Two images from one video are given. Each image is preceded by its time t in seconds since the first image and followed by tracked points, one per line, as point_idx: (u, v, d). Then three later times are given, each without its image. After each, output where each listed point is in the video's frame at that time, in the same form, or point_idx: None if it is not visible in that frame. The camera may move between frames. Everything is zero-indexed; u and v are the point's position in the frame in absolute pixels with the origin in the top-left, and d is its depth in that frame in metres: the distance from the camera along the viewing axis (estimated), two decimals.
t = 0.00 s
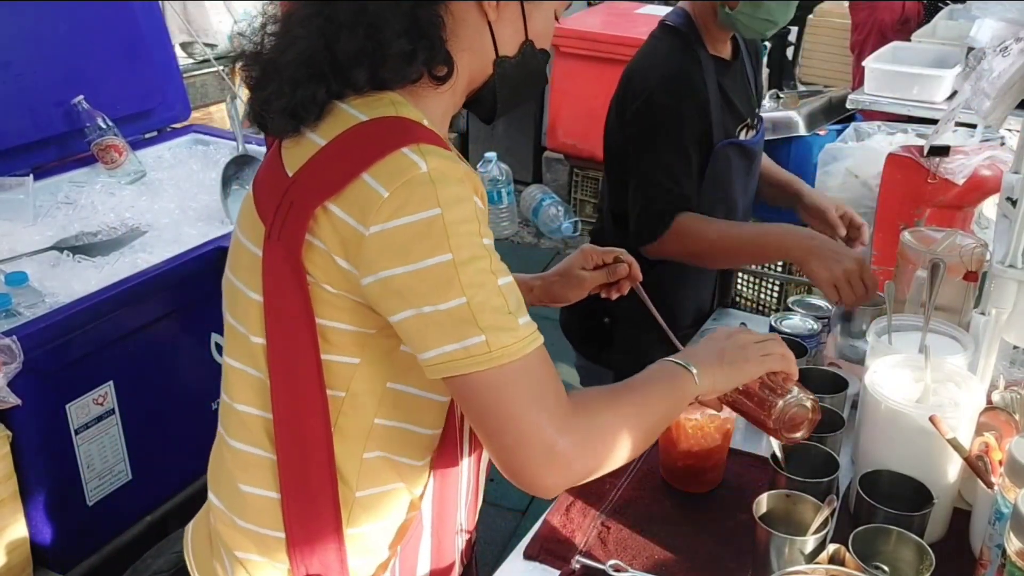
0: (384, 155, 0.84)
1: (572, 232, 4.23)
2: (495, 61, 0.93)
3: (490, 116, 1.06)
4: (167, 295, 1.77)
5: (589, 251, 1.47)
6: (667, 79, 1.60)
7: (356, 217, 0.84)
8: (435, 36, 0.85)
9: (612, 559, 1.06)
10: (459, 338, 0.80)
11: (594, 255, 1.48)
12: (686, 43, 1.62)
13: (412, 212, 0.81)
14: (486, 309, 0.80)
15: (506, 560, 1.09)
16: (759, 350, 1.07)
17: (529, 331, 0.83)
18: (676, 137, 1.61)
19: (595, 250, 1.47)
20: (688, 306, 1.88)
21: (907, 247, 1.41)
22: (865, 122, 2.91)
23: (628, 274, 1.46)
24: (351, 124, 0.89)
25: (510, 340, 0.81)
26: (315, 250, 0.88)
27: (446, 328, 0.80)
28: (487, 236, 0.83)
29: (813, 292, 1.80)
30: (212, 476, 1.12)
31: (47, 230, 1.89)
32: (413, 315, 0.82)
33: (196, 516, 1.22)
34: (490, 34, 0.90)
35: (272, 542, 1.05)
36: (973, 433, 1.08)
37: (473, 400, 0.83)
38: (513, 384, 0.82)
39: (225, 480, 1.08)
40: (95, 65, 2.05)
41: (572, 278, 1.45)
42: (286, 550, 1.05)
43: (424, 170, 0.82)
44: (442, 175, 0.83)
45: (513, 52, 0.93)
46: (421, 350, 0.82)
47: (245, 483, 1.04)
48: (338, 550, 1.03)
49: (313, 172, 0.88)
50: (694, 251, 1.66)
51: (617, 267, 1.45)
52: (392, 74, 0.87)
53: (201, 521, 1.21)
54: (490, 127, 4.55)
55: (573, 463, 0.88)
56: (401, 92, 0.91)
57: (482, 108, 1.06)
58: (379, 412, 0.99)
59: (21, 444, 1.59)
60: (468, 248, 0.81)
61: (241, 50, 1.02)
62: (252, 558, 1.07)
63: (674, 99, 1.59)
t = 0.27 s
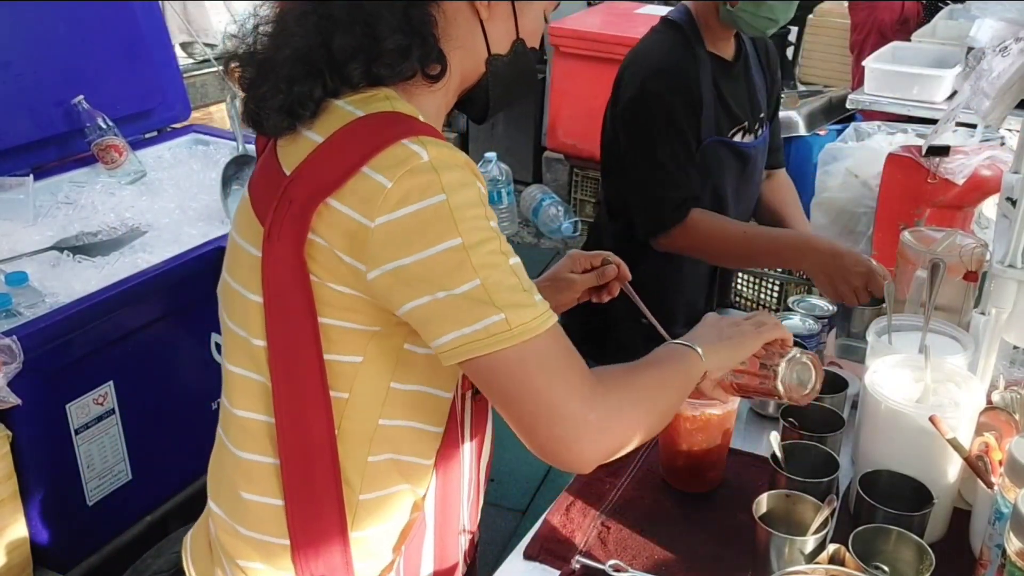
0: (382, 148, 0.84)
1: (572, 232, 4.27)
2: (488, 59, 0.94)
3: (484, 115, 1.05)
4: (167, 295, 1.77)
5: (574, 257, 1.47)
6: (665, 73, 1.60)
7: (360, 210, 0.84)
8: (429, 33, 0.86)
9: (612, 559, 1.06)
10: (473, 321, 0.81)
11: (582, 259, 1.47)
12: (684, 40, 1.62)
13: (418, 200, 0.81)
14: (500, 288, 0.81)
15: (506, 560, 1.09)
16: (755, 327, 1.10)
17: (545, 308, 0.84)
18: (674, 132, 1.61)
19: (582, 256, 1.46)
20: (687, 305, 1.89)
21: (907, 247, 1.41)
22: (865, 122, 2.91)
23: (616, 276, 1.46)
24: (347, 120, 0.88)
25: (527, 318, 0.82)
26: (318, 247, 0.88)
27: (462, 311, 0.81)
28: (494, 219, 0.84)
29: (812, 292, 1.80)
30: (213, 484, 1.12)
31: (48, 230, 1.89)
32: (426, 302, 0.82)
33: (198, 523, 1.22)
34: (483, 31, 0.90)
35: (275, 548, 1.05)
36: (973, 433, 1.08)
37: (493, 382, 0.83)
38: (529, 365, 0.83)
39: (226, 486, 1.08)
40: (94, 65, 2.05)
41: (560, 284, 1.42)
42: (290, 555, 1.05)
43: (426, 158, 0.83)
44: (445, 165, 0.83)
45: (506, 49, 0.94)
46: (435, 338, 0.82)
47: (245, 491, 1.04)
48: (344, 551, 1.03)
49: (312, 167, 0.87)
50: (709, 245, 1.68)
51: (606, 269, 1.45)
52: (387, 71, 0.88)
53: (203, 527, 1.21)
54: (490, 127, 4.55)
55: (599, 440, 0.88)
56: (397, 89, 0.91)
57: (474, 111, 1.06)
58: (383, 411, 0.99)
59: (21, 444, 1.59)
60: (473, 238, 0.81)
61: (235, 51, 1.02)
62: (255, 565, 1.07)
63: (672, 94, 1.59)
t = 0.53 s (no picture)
0: (384, 146, 0.85)
1: (572, 232, 4.25)
2: (486, 57, 0.94)
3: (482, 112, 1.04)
4: (166, 295, 1.77)
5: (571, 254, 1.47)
6: (668, 79, 1.59)
7: (364, 208, 0.84)
8: (427, 32, 0.86)
9: (612, 559, 1.06)
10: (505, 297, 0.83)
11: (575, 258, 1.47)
12: (685, 44, 1.61)
13: (428, 193, 0.82)
14: (522, 264, 0.84)
15: (506, 560, 1.09)
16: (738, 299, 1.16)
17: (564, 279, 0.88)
18: (680, 138, 1.60)
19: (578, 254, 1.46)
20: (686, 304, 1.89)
21: (907, 247, 1.41)
22: (865, 122, 2.91)
23: (612, 272, 1.45)
24: (344, 120, 0.89)
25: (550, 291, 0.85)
26: (323, 247, 0.88)
27: (491, 290, 0.83)
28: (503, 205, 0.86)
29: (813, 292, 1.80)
30: (216, 486, 1.12)
31: (47, 230, 1.89)
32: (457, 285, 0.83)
33: (201, 525, 1.22)
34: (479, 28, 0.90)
35: (279, 549, 1.06)
36: (973, 433, 1.08)
37: (523, 355, 0.86)
38: (547, 340, 0.86)
39: (230, 488, 1.08)
40: (94, 65, 2.05)
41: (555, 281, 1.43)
42: (296, 555, 1.05)
43: (429, 153, 0.84)
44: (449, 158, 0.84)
45: (503, 46, 0.94)
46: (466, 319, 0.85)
47: (251, 491, 1.04)
48: (348, 549, 1.04)
49: (314, 166, 0.87)
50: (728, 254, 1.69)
51: (601, 266, 1.43)
52: (385, 69, 0.88)
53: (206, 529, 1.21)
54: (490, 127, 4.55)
55: (622, 409, 0.91)
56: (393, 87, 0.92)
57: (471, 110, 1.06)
58: (390, 410, 0.99)
59: (21, 444, 1.59)
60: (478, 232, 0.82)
61: (231, 51, 1.02)
62: (260, 565, 1.08)
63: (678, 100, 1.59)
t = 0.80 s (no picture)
0: (371, 166, 0.83)
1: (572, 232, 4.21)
2: (484, 56, 0.94)
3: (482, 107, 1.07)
4: (166, 296, 1.77)
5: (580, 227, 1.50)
6: (671, 86, 1.59)
7: (347, 228, 0.83)
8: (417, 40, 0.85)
9: (612, 559, 1.06)
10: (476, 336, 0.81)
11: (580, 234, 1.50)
12: (685, 49, 1.60)
13: (405, 224, 0.81)
14: (496, 306, 0.82)
15: (506, 560, 1.09)
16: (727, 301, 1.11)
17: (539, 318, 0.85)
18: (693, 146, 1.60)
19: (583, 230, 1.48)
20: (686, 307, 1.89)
21: (907, 247, 1.41)
22: (865, 122, 2.91)
23: (618, 247, 1.48)
24: (331, 136, 0.88)
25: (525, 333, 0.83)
26: (307, 262, 0.89)
27: (462, 330, 0.81)
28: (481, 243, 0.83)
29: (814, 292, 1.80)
30: (221, 475, 1.12)
31: (47, 230, 1.89)
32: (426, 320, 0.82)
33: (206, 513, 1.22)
34: (477, 27, 0.90)
35: (284, 541, 1.06)
36: (973, 433, 1.08)
37: (491, 393, 0.85)
38: (535, 373, 0.84)
39: (234, 476, 1.08)
40: (94, 65, 2.05)
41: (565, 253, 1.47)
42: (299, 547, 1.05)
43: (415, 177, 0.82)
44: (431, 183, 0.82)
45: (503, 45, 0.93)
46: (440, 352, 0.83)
47: (258, 484, 1.04)
48: (353, 541, 1.03)
49: (301, 180, 0.87)
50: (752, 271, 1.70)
51: (607, 241, 1.47)
52: (373, 80, 0.87)
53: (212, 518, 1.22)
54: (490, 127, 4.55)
55: (591, 451, 0.90)
56: (383, 98, 0.91)
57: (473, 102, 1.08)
58: (386, 413, 0.99)
59: (21, 444, 1.59)
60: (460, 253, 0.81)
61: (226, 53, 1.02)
62: (266, 553, 1.07)
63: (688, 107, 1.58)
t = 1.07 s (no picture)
0: (342, 177, 0.82)
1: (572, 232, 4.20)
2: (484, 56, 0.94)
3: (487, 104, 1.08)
4: (165, 296, 1.77)
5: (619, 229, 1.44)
6: (642, 80, 1.62)
7: (315, 232, 0.84)
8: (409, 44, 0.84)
9: (612, 559, 1.06)
10: (398, 372, 0.79)
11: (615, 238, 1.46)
12: (662, 47, 1.64)
13: (365, 239, 0.80)
14: (422, 349, 0.79)
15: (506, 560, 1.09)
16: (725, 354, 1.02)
17: (468, 364, 0.82)
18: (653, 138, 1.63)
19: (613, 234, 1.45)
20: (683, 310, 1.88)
21: (907, 247, 1.41)
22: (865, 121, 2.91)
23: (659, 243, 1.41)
24: (318, 138, 0.88)
25: (442, 381, 0.80)
26: (284, 261, 0.89)
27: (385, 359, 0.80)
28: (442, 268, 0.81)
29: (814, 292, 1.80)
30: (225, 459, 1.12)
31: (47, 230, 1.89)
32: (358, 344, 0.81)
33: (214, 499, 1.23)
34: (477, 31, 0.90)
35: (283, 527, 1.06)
36: (973, 433, 1.08)
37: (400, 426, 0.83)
38: (446, 419, 0.81)
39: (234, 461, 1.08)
40: (93, 65, 2.05)
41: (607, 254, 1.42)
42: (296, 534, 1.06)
43: (382, 197, 0.81)
44: (401, 196, 0.81)
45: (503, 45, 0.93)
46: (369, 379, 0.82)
47: (257, 471, 1.04)
48: (348, 533, 1.04)
49: (286, 182, 0.87)
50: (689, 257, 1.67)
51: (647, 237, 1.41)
52: (362, 83, 0.87)
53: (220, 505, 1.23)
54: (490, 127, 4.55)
55: (488, 504, 0.86)
56: (375, 103, 0.91)
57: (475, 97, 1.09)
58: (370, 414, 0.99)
59: (21, 443, 1.59)
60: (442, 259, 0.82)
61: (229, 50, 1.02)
62: (266, 537, 1.07)
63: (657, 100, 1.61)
